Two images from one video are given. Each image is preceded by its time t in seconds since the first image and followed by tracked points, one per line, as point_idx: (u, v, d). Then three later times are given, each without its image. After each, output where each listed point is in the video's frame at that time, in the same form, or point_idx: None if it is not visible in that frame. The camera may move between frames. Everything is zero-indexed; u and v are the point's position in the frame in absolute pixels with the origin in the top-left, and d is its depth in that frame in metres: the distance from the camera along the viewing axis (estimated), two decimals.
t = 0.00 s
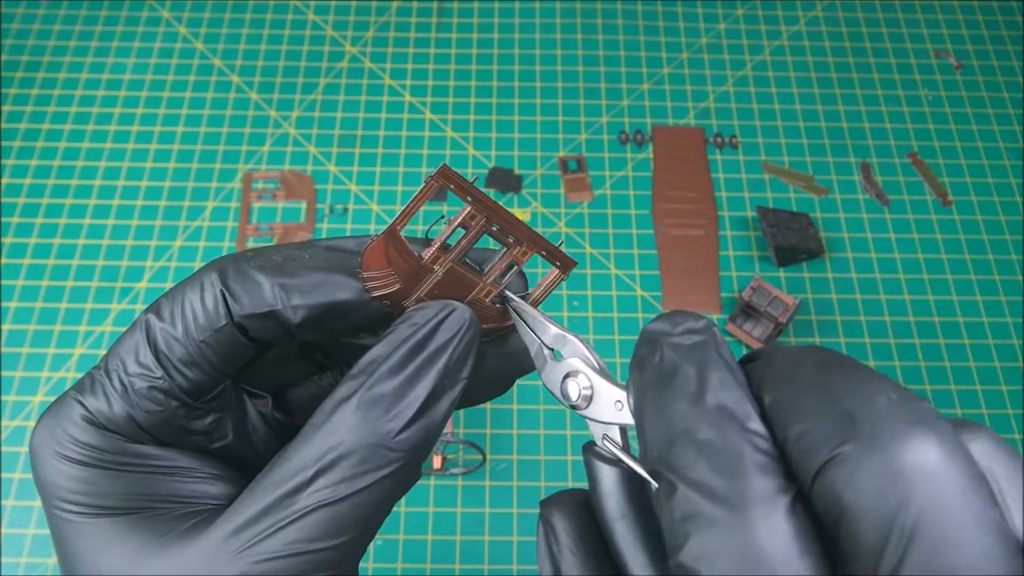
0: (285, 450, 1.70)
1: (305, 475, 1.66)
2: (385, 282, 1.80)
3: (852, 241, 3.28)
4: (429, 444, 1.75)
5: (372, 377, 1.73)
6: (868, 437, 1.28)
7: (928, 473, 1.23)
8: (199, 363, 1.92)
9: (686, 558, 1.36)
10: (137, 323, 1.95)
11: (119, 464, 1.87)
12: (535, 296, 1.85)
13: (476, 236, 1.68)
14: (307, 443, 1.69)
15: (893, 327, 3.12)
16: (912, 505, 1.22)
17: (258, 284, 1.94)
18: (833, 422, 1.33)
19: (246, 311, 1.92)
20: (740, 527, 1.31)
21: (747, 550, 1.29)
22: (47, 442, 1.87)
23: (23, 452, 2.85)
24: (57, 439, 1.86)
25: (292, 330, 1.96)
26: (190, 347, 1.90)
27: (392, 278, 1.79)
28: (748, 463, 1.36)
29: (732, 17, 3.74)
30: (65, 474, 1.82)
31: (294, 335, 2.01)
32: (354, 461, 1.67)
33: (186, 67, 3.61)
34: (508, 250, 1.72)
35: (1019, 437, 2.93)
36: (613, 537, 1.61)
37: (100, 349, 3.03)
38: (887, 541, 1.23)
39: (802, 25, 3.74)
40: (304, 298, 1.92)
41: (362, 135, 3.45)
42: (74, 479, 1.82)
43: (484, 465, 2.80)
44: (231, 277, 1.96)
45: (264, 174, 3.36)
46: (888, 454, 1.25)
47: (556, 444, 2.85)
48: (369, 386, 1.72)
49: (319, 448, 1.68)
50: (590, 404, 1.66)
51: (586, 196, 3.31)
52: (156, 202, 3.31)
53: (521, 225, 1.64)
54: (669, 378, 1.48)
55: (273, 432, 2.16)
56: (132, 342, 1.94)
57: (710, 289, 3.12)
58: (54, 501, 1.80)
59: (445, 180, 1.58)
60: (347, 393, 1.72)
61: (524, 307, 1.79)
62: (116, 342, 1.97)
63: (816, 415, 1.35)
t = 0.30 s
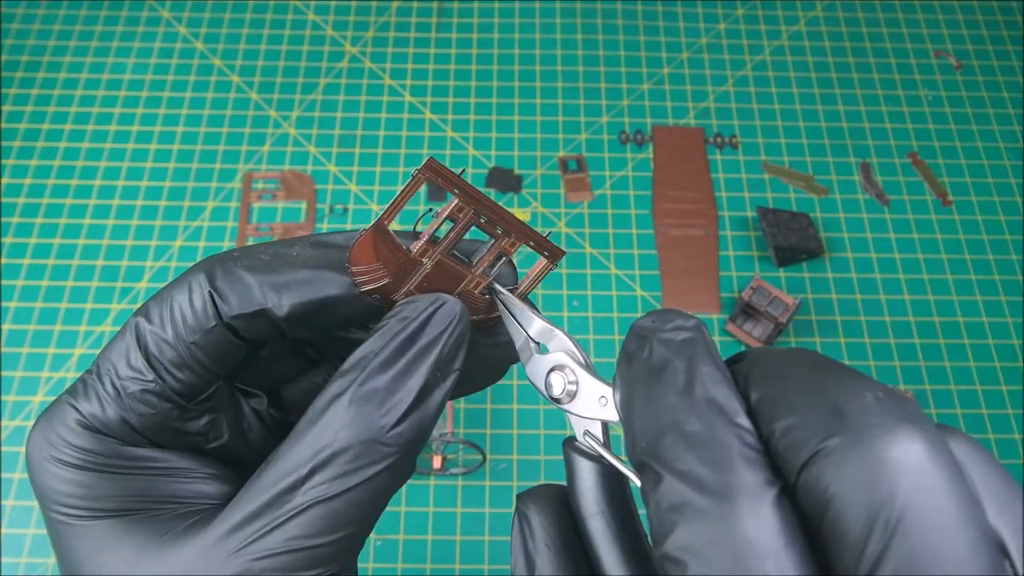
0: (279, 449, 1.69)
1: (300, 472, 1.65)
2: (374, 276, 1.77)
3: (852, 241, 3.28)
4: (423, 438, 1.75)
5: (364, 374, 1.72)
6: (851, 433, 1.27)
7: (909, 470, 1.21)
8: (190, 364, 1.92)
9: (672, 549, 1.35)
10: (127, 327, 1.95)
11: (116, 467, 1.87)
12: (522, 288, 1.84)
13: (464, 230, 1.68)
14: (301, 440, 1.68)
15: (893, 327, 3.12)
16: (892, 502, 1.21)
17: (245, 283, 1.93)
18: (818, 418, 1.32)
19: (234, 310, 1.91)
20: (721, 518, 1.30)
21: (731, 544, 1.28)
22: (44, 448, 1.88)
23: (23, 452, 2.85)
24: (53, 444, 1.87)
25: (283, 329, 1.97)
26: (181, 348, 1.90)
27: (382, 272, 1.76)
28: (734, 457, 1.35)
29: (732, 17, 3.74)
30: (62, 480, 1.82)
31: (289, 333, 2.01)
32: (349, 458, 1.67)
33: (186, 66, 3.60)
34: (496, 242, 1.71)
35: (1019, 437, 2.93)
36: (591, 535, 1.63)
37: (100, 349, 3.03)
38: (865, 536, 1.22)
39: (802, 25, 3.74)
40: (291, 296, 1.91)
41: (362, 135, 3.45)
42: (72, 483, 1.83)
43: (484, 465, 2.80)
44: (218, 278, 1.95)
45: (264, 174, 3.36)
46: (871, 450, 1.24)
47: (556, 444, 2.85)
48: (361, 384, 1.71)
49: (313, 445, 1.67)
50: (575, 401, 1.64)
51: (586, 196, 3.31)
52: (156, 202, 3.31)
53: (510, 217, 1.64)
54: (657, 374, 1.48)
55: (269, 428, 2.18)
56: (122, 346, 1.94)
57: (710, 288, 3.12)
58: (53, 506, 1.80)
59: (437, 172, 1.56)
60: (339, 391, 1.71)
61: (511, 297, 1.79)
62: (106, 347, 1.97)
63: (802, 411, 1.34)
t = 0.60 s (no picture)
0: (300, 442, 1.71)
1: (320, 465, 1.68)
2: (398, 281, 1.78)
3: (852, 241, 3.28)
4: (433, 440, 1.82)
5: (382, 372, 1.76)
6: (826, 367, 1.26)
7: (887, 401, 1.20)
8: (207, 369, 1.91)
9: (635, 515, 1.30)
10: (147, 330, 1.94)
11: (130, 465, 1.87)
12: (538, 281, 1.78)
13: (482, 227, 1.63)
14: (321, 434, 1.71)
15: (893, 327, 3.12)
16: (869, 435, 1.19)
17: (262, 290, 1.92)
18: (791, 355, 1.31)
19: (253, 315, 1.91)
20: (688, 468, 1.25)
21: (707, 493, 1.22)
22: (60, 443, 1.88)
23: (23, 452, 2.85)
24: (69, 439, 1.87)
25: (298, 331, 1.96)
26: (198, 353, 1.90)
27: (404, 276, 1.76)
28: (697, 391, 1.32)
29: (732, 17, 3.74)
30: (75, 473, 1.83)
31: (306, 336, 2.01)
32: (366, 452, 1.71)
33: (186, 67, 3.61)
34: (515, 235, 1.64)
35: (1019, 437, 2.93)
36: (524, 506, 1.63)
37: (100, 349, 3.03)
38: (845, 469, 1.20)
39: (802, 25, 3.74)
40: (307, 294, 1.89)
41: (362, 135, 3.45)
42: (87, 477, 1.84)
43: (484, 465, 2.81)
44: (236, 284, 1.94)
45: (264, 174, 3.36)
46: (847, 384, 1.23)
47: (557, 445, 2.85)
48: (380, 381, 1.75)
49: (333, 439, 1.70)
50: (515, 350, 1.50)
51: (586, 196, 3.31)
52: (156, 203, 3.32)
53: (528, 213, 1.56)
54: (612, 309, 1.44)
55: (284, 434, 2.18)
56: (142, 347, 1.94)
57: (710, 288, 3.12)
58: (67, 500, 1.81)
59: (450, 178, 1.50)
60: (358, 387, 1.74)
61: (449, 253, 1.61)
62: (126, 348, 1.97)
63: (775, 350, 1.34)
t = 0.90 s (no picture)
0: (314, 437, 1.72)
1: (332, 459, 1.69)
2: (417, 285, 1.83)
3: (852, 241, 3.29)
4: (440, 437, 1.82)
5: (396, 369, 1.78)
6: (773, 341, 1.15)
7: (822, 375, 1.13)
8: (227, 365, 1.92)
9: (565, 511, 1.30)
10: (167, 325, 1.94)
11: (145, 457, 1.86)
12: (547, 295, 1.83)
13: (501, 237, 1.69)
14: (334, 430, 1.72)
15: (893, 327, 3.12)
16: (793, 410, 1.12)
17: (286, 287, 1.93)
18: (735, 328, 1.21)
19: (274, 313, 1.92)
20: (629, 461, 1.26)
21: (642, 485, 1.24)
22: (76, 433, 1.86)
23: (22, 452, 2.86)
24: (85, 430, 1.85)
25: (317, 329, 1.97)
26: (218, 350, 1.90)
27: (423, 280, 1.81)
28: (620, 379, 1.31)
29: (732, 17, 3.75)
30: (90, 464, 1.82)
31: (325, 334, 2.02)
32: (379, 446, 1.72)
33: (186, 67, 3.61)
34: (531, 247, 1.70)
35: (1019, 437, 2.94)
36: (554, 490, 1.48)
37: (100, 349, 3.03)
38: (786, 451, 1.12)
39: (801, 25, 3.74)
40: (327, 293, 1.91)
41: (362, 135, 3.45)
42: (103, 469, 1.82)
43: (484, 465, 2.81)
44: (257, 281, 1.95)
45: (264, 174, 3.37)
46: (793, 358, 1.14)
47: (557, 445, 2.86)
48: (393, 377, 1.77)
49: (345, 434, 1.71)
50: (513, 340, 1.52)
51: (586, 196, 3.31)
52: (156, 203, 3.32)
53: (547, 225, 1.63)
54: (550, 295, 1.41)
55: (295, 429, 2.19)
56: (162, 341, 1.94)
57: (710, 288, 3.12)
58: (81, 491, 1.79)
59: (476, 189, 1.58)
60: (373, 383, 1.77)
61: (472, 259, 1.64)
62: (145, 342, 1.96)
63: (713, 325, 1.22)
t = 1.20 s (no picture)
0: (307, 427, 1.72)
1: (323, 450, 1.68)
2: (404, 267, 1.79)
3: (852, 240, 3.29)
4: (433, 434, 1.77)
5: (386, 359, 1.75)
6: (878, 328, 1.21)
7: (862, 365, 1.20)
8: (220, 349, 1.92)
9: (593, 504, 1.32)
10: (164, 312, 1.95)
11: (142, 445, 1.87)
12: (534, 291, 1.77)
13: (485, 218, 1.65)
14: (325, 420, 1.71)
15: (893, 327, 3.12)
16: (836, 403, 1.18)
17: (276, 272, 1.95)
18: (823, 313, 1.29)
19: (267, 295, 1.94)
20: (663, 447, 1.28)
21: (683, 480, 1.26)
22: (72, 421, 1.86)
23: (23, 452, 2.86)
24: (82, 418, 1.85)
25: (309, 315, 1.98)
26: (213, 334, 1.91)
27: (410, 262, 1.77)
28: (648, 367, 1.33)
29: (732, 17, 3.75)
30: (87, 451, 1.82)
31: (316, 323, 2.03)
32: (370, 435, 1.69)
33: (186, 67, 3.61)
34: (517, 232, 1.66)
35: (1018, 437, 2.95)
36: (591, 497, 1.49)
37: (100, 349, 3.03)
38: (898, 438, 1.14)
39: (802, 25, 3.74)
40: (316, 276, 1.92)
41: (362, 136, 3.45)
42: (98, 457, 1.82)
43: (483, 465, 2.81)
44: (251, 266, 1.97)
45: (264, 174, 3.37)
46: (898, 343, 1.18)
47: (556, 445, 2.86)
48: (384, 368, 1.74)
49: (336, 425, 1.70)
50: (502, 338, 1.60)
51: (586, 196, 3.31)
52: (156, 203, 3.32)
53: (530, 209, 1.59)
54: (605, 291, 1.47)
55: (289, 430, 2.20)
56: (159, 327, 1.95)
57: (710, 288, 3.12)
58: (76, 480, 1.79)
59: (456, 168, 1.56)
60: (362, 375, 1.74)
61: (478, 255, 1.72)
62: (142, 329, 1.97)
63: (797, 315, 1.31)
